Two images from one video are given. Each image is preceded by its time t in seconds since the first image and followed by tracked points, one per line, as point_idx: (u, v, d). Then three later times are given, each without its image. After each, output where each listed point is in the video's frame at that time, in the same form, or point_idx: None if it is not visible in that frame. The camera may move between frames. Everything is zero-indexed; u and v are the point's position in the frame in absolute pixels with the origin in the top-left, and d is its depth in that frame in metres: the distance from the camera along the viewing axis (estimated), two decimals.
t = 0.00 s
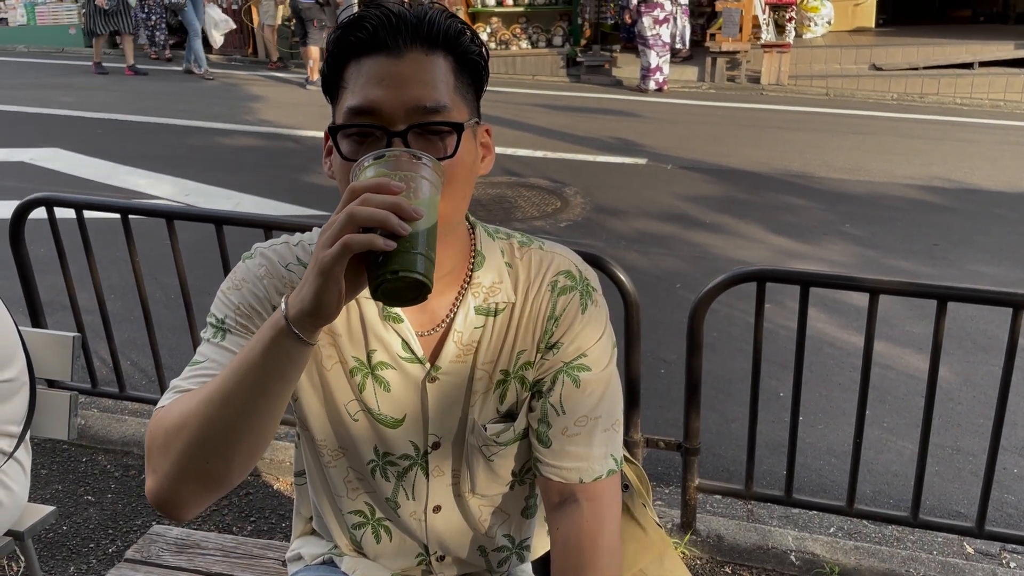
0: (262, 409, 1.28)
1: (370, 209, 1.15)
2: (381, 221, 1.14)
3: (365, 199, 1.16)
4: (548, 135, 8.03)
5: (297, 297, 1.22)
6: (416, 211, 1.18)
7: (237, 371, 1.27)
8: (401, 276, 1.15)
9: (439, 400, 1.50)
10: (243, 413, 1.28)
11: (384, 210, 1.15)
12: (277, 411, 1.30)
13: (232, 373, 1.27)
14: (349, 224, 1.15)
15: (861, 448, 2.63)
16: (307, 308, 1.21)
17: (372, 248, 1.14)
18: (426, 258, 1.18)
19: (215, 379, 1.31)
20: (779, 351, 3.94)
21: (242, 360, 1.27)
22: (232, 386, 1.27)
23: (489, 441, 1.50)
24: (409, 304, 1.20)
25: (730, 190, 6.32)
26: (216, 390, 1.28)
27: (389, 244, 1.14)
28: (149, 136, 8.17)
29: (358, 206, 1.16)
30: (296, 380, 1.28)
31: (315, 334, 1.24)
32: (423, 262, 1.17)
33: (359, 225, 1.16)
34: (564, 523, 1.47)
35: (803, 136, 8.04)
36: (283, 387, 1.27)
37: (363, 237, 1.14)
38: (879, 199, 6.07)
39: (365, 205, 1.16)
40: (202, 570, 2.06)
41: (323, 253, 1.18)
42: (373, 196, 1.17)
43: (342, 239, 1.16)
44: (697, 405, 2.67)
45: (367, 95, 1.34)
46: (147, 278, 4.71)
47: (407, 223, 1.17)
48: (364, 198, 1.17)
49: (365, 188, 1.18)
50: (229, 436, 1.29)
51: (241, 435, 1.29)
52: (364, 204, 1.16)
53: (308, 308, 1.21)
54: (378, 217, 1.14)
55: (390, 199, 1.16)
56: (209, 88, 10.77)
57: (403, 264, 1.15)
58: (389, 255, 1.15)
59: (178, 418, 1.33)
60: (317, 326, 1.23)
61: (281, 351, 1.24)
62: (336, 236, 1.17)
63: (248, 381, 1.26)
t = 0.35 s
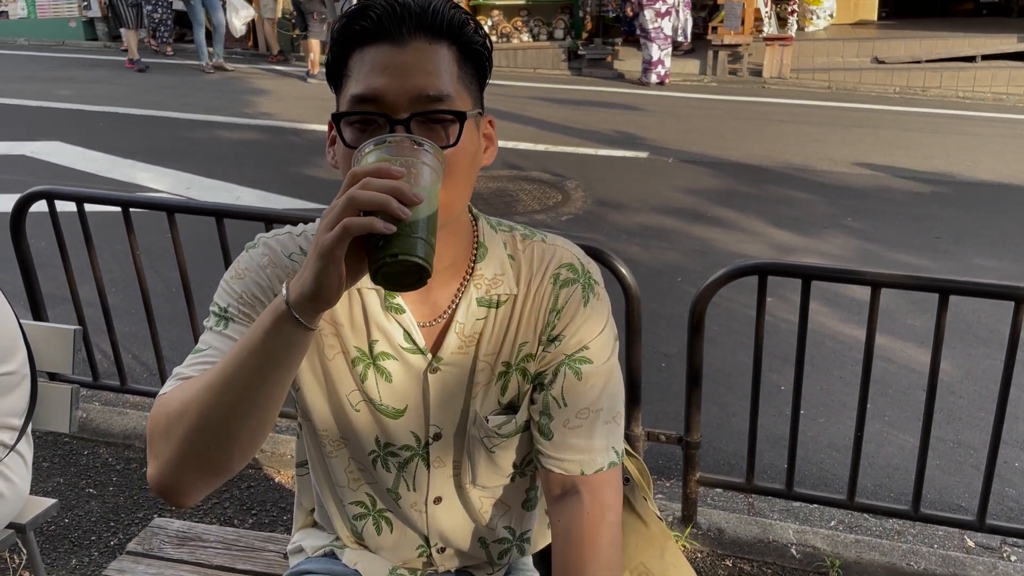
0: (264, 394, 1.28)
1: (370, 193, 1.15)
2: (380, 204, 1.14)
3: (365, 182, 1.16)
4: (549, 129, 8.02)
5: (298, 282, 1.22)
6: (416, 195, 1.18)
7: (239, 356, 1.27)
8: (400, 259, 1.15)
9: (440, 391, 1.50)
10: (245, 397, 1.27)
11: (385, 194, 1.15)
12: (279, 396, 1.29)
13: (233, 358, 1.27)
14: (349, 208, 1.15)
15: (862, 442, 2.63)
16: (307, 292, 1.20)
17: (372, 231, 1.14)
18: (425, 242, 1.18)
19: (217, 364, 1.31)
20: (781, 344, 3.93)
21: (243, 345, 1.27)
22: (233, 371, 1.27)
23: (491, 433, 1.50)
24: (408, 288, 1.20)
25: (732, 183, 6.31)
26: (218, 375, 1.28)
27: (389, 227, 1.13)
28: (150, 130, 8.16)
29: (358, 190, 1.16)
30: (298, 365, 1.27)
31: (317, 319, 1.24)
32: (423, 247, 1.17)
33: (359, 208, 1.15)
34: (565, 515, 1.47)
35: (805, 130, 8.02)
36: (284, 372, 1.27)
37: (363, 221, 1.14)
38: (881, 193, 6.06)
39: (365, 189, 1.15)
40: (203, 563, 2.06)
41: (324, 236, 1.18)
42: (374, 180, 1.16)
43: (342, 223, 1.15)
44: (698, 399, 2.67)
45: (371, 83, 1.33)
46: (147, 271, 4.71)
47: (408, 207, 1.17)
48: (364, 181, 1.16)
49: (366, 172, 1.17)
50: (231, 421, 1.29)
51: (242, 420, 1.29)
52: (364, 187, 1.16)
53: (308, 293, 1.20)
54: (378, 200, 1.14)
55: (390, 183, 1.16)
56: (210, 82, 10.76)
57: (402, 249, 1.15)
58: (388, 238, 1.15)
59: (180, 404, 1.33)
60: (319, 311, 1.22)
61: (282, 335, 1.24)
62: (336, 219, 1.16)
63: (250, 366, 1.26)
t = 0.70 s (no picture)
0: (266, 365, 1.27)
1: (375, 163, 1.14)
2: (385, 174, 1.13)
3: (370, 153, 1.15)
4: (549, 116, 7.99)
5: (303, 253, 1.22)
6: (422, 165, 1.17)
7: (242, 327, 1.26)
8: (404, 230, 1.13)
9: (443, 371, 1.50)
10: (248, 369, 1.27)
11: (389, 163, 1.14)
12: (282, 368, 1.29)
13: (237, 329, 1.27)
14: (354, 178, 1.15)
15: (862, 428, 2.63)
16: (311, 263, 1.21)
17: (376, 200, 1.13)
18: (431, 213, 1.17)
19: (219, 338, 1.31)
20: (781, 332, 3.93)
21: (247, 316, 1.27)
22: (236, 342, 1.26)
23: (494, 413, 1.49)
24: (413, 260, 1.19)
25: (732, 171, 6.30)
26: (220, 349, 1.27)
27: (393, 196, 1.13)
28: (148, 117, 8.12)
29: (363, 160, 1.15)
30: (301, 338, 1.27)
31: (320, 290, 1.24)
32: (427, 217, 1.16)
33: (364, 177, 1.15)
34: (568, 495, 1.46)
35: (806, 118, 7.99)
36: (288, 344, 1.27)
37: (367, 190, 1.13)
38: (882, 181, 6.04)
39: (370, 159, 1.15)
40: (204, 546, 2.06)
41: (328, 206, 1.17)
42: (378, 150, 1.16)
43: (347, 193, 1.15)
44: (699, 384, 2.66)
45: (377, 56, 1.32)
46: (146, 258, 4.70)
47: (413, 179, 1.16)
48: (369, 151, 1.16)
49: (371, 142, 1.17)
50: (233, 394, 1.28)
51: (245, 392, 1.28)
52: (369, 157, 1.15)
53: (313, 265, 1.21)
54: (382, 170, 1.13)
55: (395, 153, 1.15)
56: (208, 69, 10.71)
57: (407, 218, 1.14)
58: (393, 208, 1.14)
59: (182, 377, 1.32)
60: (323, 283, 1.23)
61: (286, 307, 1.24)
62: (340, 189, 1.16)
63: (253, 338, 1.25)
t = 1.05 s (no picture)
0: (264, 343, 1.26)
1: (375, 137, 1.13)
2: (385, 148, 1.12)
3: (370, 127, 1.14)
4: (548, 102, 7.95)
5: (302, 228, 1.21)
6: (423, 140, 1.15)
7: (240, 303, 1.25)
8: (404, 205, 1.12)
9: (442, 353, 1.49)
10: (245, 347, 1.26)
11: (390, 138, 1.13)
12: (280, 346, 1.28)
13: (234, 305, 1.25)
14: (354, 153, 1.13)
15: (860, 413, 2.62)
16: (310, 239, 1.20)
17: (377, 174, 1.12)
18: (432, 187, 1.15)
19: (216, 315, 1.29)
20: (779, 318, 3.92)
21: (244, 292, 1.25)
22: (233, 319, 1.25)
23: (493, 396, 1.49)
24: (414, 237, 1.17)
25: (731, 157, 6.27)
26: (217, 325, 1.26)
27: (393, 170, 1.11)
28: (143, 101, 8.06)
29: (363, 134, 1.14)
30: (299, 315, 1.26)
31: (319, 267, 1.23)
32: (428, 192, 1.14)
33: (364, 151, 1.13)
34: (567, 480, 1.46)
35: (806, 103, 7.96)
36: (286, 321, 1.26)
37: (367, 164, 1.12)
38: (881, 167, 6.02)
39: (370, 133, 1.14)
40: (200, 531, 2.05)
41: (327, 180, 1.16)
42: (378, 124, 1.14)
43: (347, 167, 1.14)
44: (697, 369, 2.66)
45: (377, 31, 1.30)
46: (142, 243, 4.68)
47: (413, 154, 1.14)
48: (369, 126, 1.14)
49: (370, 117, 1.15)
50: (230, 371, 1.27)
51: (242, 369, 1.27)
52: (369, 132, 1.14)
53: (313, 241, 1.19)
54: (382, 144, 1.12)
55: (396, 127, 1.14)
56: (205, 53, 10.63)
57: (407, 193, 1.12)
58: (393, 182, 1.13)
59: (180, 354, 1.31)
60: (322, 259, 1.21)
61: (284, 283, 1.23)
62: (341, 163, 1.15)
63: (250, 314, 1.24)
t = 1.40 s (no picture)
0: (261, 322, 1.24)
1: (372, 114, 1.11)
2: (382, 125, 1.10)
3: (368, 104, 1.12)
4: (544, 86, 7.90)
5: (300, 207, 1.19)
6: (421, 117, 1.13)
7: (237, 282, 1.23)
8: (402, 181, 1.10)
9: (440, 335, 1.48)
10: (242, 326, 1.24)
11: (388, 114, 1.11)
12: (277, 326, 1.26)
13: (231, 284, 1.24)
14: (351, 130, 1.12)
15: (856, 398, 2.62)
16: (307, 217, 1.18)
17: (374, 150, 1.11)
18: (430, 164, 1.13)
19: (213, 294, 1.28)
20: (777, 304, 3.92)
21: (242, 271, 1.24)
22: (230, 298, 1.23)
23: (491, 380, 1.48)
24: (412, 215, 1.15)
25: (728, 142, 6.25)
26: (215, 304, 1.25)
27: (391, 147, 1.10)
28: (137, 85, 7.99)
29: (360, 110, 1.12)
30: (296, 294, 1.24)
31: (316, 246, 1.22)
32: (426, 169, 1.12)
33: (362, 128, 1.12)
34: (565, 464, 1.45)
35: (803, 88, 7.93)
36: (283, 300, 1.24)
37: (364, 141, 1.10)
38: (878, 152, 6.01)
39: (368, 110, 1.12)
40: (197, 516, 2.05)
41: (325, 156, 1.15)
42: (376, 101, 1.13)
43: (343, 143, 1.12)
44: (695, 353, 2.65)
45: (376, 7, 1.28)
46: (136, 228, 4.65)
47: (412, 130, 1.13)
48: (367, 102, 1.12)
49: (368, 93, 1.14)
50: (227, 351, 1.26)
51: (239, 350, 1.26)
52: (367, 108, 1.12)
53: (311, 220, 1.18)
54: (380, 120, 1.10)
55: (394, 103, 1.12)
56: (199, 37, 10.54)
57: (405, 169, 1.11)
58: (391, 159, 1.11)
59: (177, 334, 1.29)
60: (320, 238, 1.20)
61: (281, 262, 1.21)
62: (337, 140, 1.13)
63: (247, 294, 1.23)
